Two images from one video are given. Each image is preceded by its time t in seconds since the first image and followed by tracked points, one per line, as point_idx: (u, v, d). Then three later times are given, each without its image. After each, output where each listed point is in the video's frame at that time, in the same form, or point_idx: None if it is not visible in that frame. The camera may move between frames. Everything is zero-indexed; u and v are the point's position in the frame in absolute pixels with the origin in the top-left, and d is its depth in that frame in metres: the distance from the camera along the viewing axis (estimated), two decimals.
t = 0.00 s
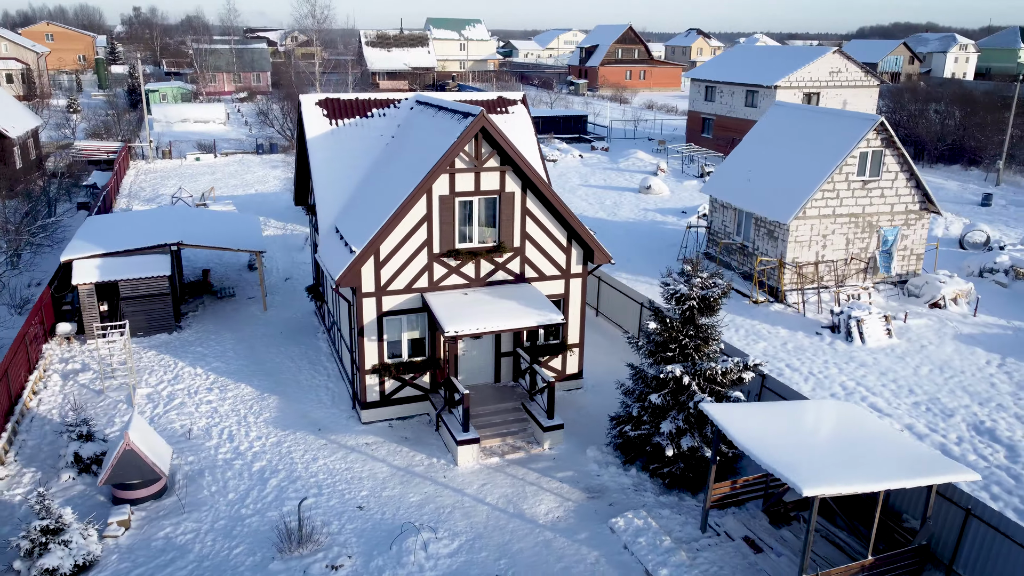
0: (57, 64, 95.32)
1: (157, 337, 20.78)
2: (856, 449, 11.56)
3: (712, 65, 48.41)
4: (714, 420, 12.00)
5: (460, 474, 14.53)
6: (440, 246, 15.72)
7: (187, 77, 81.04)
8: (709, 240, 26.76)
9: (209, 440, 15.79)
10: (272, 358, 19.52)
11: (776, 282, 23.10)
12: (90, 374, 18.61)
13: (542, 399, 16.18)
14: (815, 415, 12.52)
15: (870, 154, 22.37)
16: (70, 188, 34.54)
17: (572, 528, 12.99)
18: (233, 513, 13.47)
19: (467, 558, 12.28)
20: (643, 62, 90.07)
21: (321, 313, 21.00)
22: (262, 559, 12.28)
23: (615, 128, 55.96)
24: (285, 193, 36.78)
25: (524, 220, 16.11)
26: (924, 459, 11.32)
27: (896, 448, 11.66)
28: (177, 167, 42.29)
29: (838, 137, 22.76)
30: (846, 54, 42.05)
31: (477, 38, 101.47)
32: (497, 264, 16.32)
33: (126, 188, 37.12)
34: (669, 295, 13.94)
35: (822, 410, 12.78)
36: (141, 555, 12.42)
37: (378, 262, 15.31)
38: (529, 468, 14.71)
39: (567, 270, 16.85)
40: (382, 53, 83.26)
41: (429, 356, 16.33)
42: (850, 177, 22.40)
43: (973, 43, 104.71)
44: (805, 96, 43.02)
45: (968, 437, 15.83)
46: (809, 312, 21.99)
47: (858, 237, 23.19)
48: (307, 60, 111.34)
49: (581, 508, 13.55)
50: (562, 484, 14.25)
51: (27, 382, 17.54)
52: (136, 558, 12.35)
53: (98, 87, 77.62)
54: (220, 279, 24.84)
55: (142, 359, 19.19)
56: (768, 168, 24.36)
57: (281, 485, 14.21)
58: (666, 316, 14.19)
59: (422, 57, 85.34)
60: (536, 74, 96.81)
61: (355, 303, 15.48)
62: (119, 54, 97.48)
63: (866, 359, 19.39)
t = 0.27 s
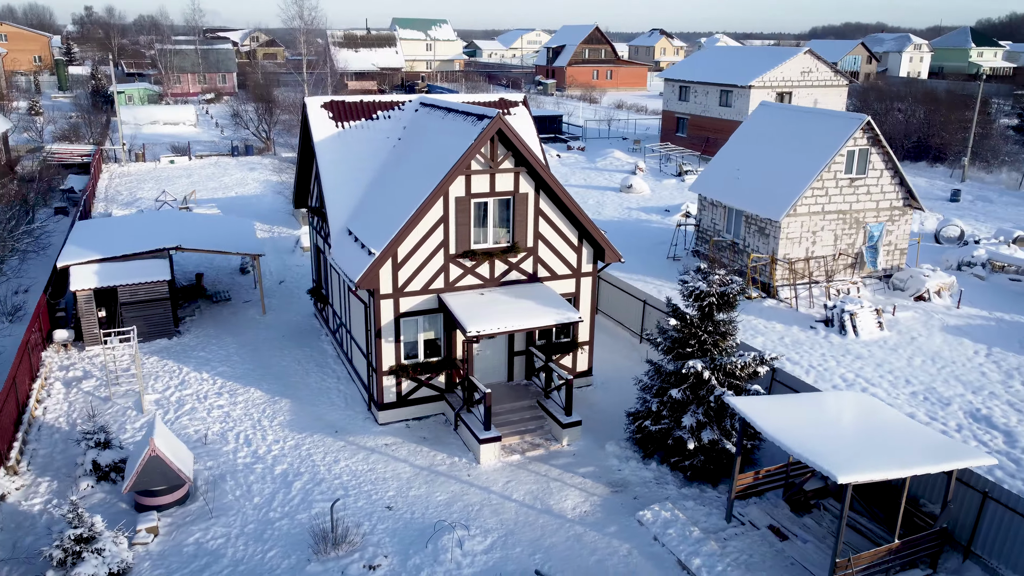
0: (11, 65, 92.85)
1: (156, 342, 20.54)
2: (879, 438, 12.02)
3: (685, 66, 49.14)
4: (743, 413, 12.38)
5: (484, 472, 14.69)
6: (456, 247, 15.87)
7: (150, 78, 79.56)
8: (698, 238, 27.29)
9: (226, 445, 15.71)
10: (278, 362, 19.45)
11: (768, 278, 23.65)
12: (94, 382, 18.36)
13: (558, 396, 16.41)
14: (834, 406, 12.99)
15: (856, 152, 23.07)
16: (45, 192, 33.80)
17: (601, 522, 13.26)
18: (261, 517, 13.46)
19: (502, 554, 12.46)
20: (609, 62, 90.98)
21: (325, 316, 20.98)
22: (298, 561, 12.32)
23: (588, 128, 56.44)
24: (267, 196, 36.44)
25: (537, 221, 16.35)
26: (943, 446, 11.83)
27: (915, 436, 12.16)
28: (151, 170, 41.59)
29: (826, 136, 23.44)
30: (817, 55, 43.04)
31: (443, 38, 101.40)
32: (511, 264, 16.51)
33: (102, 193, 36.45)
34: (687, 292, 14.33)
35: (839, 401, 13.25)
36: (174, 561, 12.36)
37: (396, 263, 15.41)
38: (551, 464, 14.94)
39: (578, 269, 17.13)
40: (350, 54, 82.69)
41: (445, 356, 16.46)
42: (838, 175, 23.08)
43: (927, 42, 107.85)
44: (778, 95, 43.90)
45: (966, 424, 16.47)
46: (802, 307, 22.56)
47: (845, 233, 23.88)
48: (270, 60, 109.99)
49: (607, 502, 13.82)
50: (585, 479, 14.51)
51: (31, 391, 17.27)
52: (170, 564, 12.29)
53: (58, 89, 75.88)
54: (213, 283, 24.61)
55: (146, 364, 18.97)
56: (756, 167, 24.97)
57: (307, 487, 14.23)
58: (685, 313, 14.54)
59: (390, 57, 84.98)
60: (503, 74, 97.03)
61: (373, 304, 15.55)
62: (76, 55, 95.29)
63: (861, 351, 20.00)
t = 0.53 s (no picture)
0: None
1: (157, 348, 20.32)
2: (899, 427, 12.52)
3: (659, 66, 49.83)
4: (769, 407, 12.82)
5: (506, 470, 14.89)
6: (471, 248, 16.03)
7: (111, 79, 77.96)
8: (687, 236, 27.82)
9: (244, 449, 15.67)
10: (284, 366, 19.40)
11: (759, 274, 24.22)
12: (98, 389, 18.11)
13: (573, 393, 16.64)
14: (851, 398, 13.48)
15: (843, 151, 23.76)
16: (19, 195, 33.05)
17: (628, 515, 13.56)
18: (291, 520, 13.47)
19: (536, 550, 12.68)
20: (577, 62, 91.65)
21: (328, 318, 20.96)
22: (334, 563, 12.38)
23: (562, 128, 56.79)
24: (249, 199, 36.06)
25: (550, 221, 16.59)
26: (961, 434, 12.36)
27: (932, 425, 12.68)
28: (125, 174, 40.80)
29: (813, 135, 24.07)
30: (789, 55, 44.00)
31: (410, 38, 101.05)
32: (524, 265, 16.71)
33: (78, 197, 35.76)
34: (704, 290, 14.70)
35: (856, 392, 13.75)
36: (208, 567, 12.32)
37: (413, 265, 15.51)
38: (572, 460, 15.20)
39: (588, 268, 17.43)
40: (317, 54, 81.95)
41: (460, 356, 16.61)
42: (826, 173, 23.74)
43: (883, 42, 110.59)
44: (752, 95, 44.70)
45: (964, 412, 17.12)
46: (794, 302, 23.14)
47: (833, 230, 24.57)
48: (232, 61, 108.38)
49: (630, 496, 14.13)
50: (606, 474, 14.80)
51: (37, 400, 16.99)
52: (204, 569, 12.25)
53: (16, 91, 73.94)
54: (207, 287, 24.38)
55: (150, 370, 18.75)
56: (744, 166, 25.54)
57: (333, 490, 14.28)
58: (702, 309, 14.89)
59: (358, 57, 84.45)
60: (470, 74, 97.07)
61: (391, 306, 15.64)
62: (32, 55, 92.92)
63: (856, 344, 20.62)
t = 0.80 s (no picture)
0: None
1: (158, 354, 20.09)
2: (914, 416, 13.04)
3: (633, 66, 50.43)
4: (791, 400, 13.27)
5: (528, 468, 15.08)
6: (487, 250, 16.19)
7: (71, 80, 76.23)
8: (676, 234, 28.30)
9: (262, 453, 15.63)
10: (291, 370, 19.33)
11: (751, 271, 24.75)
12: (104, 397, 17.88)
13: (587, 391, 16.90)
14: (866, 389, 13.98)
15: (829, 150, 24.43)
16: None
17: (653, 509, 13.86)
18: (320, 523, 13.50)
19: (568, 545, 12.90)
20: (544, 62, 92.12)
21: (331, 321, 20.93)
22: (369, 564, 12.45)
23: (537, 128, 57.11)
24: (230, 202, 35.65)
25: (562, 222, 16.83)
26: (973, 422, 12.91)
27: (944, 413, 13.22)
28: (99, 178, 40.01)
29: (800, 135, 24.69)
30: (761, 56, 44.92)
31: (376, 38, 100.49)
32: (537, 265, 16.92)
33: (53, 202, 35.01)
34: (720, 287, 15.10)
35: (869, 384, 14.24)
36: (243, 572, 12.29)
37: (431, 268, 15.63)
38: (591, 457, 15.46)
39: (597, 267, 17.71)
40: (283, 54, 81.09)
41: (475, 356, 16.77)
42: (813, 171, 24.38)
43: (840, 43, 113.13)
44: (726, 95, 45.45)
45: (960, 401, 17.79)
46: (786, 298, 23.71)
47: (820, 227, 25.26)
48: (193, 61, 106.55)
49: (653, 490, 14.44)
50: (627, 469, 15.09)
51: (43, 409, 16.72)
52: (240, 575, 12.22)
53: None
54: (200, 292, 24.13)
55: (156, 376, 18.56)
56: (733, 165, 26.08)
57: (358, 492, 14.34)
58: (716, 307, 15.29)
59: (325, 58, 83.78)
60: (438, 74, 96.91)
61: (409, 308, 15.74)
62: None
63: (849, 337, 21.24)
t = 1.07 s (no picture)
0: None
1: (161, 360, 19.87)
2: (928, 404, 13.59)
3: (608, 66, 50.95)
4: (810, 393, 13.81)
5: (549, 465, 15.31)
6: (501, 251, 16.37)
7: (29, 82, 74.31)
8: (665, 232, 28.77)
9: (282, 458, 15.60)
10: (299, 373, 19.27)
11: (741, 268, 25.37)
12: (111, 404, 17.65)
13: (599, 389, 17.18)
14: (878, 379, 14.52)
15: (816, 149, 25.09)
16: None
17: (676, 502, 14.19)
18: (350, 525, 13.56)
19: (599, 539, 13.17)
20: (512, 62, 92.40)
21: (335, 324, 20.92)
22: (405, 564, 12.56)
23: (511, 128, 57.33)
24: (211, 205, 35.20)
25: (573, 222, 17.09)
26: (984, 409, 13.48)
27: (956, 401, 13.77)
28: (72, 182, 39.17)
29: (787, 134, 25.29)
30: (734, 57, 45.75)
31: (341, 38, 99.74)
32: (549, 265, 17.15)
33: (28, 207, 34.24)
34: (732, 285, 15.51)
35: (881, 374, 14.79)
36: None
37: (448, 270, 15.76)
38: (609, 453, 15.75)
39: (606, 267, 18.01)
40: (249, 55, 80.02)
41: (490, 356, 16.94)
42: (801, 170, 25.01)
43: (800, 43, 115.39)
44: (700, 95, 46.14)
45: (954, 391, 18.47)
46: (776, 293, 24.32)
47: (808, 225, 25.93)
48: (153, 62, 104.58)
49: (673, 483, 14.78)
50: (645, 463, 15.42)
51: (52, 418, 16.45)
52: None
53: None
54: (195, 297, 23.88)
55: (162, 382, 18.36)
56: (722, 165, 26.61)
57: (384, 493, 14.43)
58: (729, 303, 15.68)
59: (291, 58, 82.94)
60: (405, 74, 96.55)
61: (426, 310, 15.85)
62: None
63: (842, 331, 21.87)
